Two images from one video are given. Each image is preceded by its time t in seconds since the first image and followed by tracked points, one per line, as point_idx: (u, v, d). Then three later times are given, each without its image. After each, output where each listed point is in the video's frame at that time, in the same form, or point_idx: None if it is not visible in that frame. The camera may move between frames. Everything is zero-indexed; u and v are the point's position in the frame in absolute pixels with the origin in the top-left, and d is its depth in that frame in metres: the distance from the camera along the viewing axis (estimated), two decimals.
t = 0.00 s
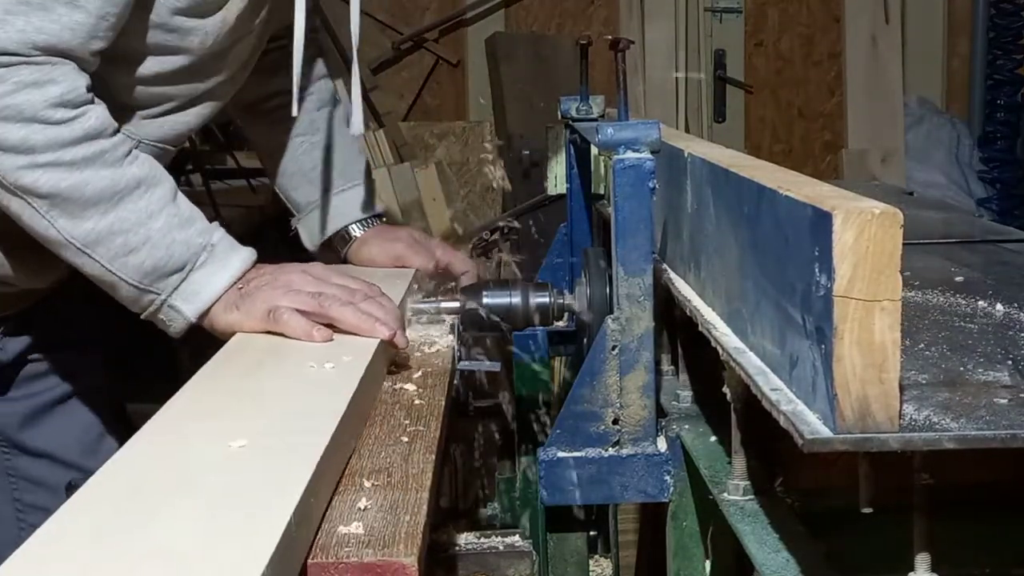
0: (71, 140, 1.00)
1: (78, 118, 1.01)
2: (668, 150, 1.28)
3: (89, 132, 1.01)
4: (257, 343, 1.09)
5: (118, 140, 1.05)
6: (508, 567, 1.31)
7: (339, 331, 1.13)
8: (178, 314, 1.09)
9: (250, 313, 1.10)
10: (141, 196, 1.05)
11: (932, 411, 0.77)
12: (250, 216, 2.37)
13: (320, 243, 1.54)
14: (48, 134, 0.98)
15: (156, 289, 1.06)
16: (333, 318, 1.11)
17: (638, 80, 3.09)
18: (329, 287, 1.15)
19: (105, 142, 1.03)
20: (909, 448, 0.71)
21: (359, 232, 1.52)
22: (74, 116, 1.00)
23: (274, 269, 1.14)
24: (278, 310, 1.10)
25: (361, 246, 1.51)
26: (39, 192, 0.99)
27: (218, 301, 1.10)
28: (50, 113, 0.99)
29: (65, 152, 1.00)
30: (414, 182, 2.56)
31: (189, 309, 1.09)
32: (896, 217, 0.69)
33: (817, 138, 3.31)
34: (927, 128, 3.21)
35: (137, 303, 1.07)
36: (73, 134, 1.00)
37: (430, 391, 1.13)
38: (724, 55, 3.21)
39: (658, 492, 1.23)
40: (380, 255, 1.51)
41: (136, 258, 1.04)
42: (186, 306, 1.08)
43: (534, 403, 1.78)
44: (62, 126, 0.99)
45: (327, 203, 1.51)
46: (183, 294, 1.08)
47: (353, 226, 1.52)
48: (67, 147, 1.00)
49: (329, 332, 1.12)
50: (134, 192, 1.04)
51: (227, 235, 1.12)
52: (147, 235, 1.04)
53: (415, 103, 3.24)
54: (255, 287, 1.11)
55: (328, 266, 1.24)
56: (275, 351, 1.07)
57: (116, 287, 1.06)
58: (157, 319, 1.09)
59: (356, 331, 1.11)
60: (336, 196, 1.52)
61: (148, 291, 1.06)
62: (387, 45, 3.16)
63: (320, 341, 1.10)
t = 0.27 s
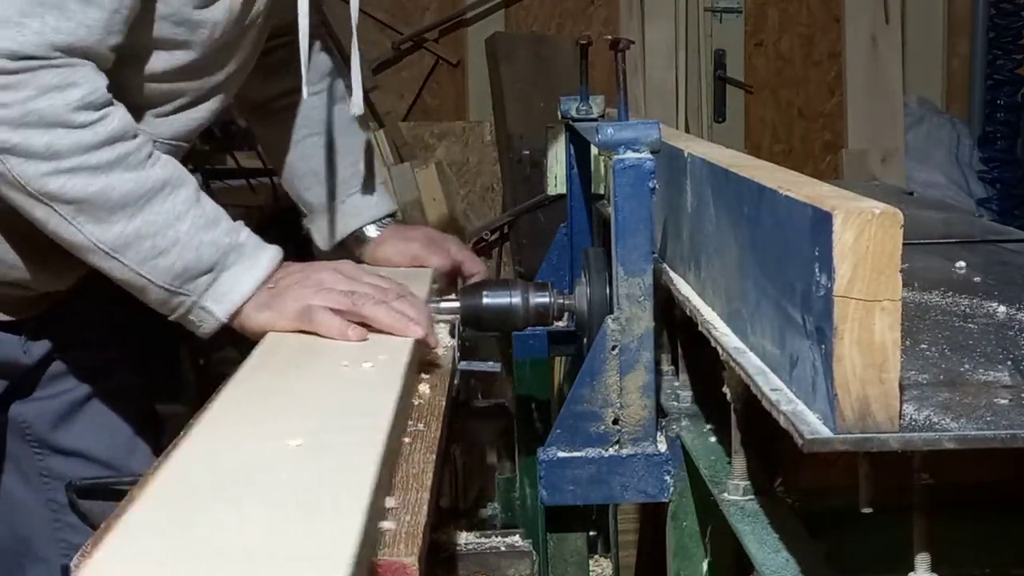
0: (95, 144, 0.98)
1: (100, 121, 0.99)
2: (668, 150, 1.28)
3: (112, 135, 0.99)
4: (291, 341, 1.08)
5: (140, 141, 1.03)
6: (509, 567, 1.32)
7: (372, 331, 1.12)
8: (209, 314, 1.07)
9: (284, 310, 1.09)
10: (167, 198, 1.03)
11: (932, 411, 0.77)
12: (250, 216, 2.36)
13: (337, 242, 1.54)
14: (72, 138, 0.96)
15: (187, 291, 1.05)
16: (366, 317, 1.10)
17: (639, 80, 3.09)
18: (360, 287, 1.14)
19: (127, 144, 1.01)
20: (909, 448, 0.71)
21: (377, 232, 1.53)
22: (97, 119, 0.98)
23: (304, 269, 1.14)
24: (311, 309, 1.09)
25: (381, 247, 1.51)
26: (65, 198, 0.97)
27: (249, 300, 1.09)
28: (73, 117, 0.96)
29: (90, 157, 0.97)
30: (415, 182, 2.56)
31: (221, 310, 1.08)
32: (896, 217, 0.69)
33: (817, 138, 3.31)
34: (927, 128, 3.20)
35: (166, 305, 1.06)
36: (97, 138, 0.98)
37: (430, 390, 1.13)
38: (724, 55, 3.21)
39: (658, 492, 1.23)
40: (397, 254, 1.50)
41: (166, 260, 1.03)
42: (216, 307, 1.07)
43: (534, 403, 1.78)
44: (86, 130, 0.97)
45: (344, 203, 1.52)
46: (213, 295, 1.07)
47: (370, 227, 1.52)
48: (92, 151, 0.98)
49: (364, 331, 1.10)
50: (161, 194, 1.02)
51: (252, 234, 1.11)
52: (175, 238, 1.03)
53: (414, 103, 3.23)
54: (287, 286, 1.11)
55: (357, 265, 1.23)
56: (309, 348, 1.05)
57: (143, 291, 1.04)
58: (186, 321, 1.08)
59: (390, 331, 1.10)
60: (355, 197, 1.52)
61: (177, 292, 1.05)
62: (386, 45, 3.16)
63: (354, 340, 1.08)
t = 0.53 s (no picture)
0: (103, 147, 0.98)
1: (108, 125, 0.99)
2: (668, 150, 1.28)
3: (118, 138, 0.99)
4: (303, 341, 1.06)
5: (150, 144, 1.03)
6: (508, 567, 1.32)
7: (384, 330, 1.10)
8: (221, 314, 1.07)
9: (292, 309, 1.08)
10: (177, 200, 1.03)
11: (932, 411, 0.77)
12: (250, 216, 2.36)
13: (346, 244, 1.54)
14: (80, 143, 0.97)
15: (199, 292, 1.05)
16: (376, 316, 1.08)
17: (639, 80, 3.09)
18: (373, 286, 1.12)
19: (134, 146, 1.01)
20: (909, 448, 0.71)
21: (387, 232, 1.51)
22: (104, 123, 0.99)
23: (315, 269, 1.12)
24: (321, 309, 1.07)
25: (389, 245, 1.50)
26: (74, 202, 0.98)
27: (259, 301, 1.08)
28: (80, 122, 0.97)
29: (98, 160, 0.98)
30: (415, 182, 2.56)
31: (233, 310, 1.07)
32: (896, 218, 0.69)
33: (817, 138, 3.31)
34: (927, 128, 3.20)
35: (179, 307, 1.06)
36: (105, 141, 0.98)
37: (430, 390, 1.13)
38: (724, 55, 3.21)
39: (658, 492, 1.23)
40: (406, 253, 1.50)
41: (176, 262, 1.03)
42: (229, 307, 1.07)
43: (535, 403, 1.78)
44: (93, 134, 0.98)
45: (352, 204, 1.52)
46: (226, 295, 1.06)
47: (380, 227, 1.52)
48: (100, 154, 0.98)
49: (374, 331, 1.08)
50: (170, 196, 1.02)
51: (263, 234, 1.10)
52: (184, 240, 1.02)
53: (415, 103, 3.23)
54: (297, 286, 1.09)
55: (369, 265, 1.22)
56: (318, 348, 1.04)
57: (157, 293, 1.04)
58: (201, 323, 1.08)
59: (401, 330, 1.08)
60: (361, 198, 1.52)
61: (189, 294, 1.05)
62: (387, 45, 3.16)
63: (365, 339, 1.06)
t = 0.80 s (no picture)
0: (26, 141, 1.02)
1: (34, 119, 1.03)
2: (668, 150, 1.28)
3: (47, 133, 1.03)
4: (227, 344, 1.10)
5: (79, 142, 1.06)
6: (508, 567, 1.32)
7: (306, 332, 1.14)
8: (141, 311, 1.09)
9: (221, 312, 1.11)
10: (100, 196, 1.06)
11: (932, 411, 0.77)
12: (250, 216, 2.37)
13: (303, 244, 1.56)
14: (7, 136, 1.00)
15: (120, 288, 1.08)
16: (301, 319, 1.11)
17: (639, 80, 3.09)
18: (298, 289, 1.16)
19: (60, 143, 1.04)
20: (909, 448, 0.71)
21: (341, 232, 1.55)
22: (31, 117, 1.02)
23: (241, 271, 1.15)
24: (245, 312, 1.10)
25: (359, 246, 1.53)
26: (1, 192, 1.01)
27: (183, 302, 1.11)
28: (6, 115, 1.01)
29: (19, 152, 1.01)
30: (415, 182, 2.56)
31: (153, 309, 1.10)
32: (895, 217, 0.69)
33: (817, 138, 3.30)
34: (927, 128, 3.20)
35: (102, 303, 1.09)
36: (30, 135, 1.02)
37: (430, 390, 1.13)
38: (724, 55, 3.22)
39: (658, 492, 1.22)
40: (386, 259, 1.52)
41: (96, 257, 1.06)
42: (149, 306, 1.10)
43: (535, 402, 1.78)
44: (17, 127, 1.01)
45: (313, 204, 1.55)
46: (146, 293, 1.09)
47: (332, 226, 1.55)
48: (26, 146, 1.02)
49: (298, 334, 1.12)
50: (94, 192, 1.06)
51: (190, 236, 1.12)
52: (106, 235, 1.06)
53: (415, 103, 3.23)
54: (224, 289, 1.12)
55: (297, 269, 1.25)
56: (244, 353, 1.08)
57: (78, 288, 1.07)
58: (120, 319, 1.10)
59: (326, 333, 1.11)
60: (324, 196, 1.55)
61: (111, 290, 1.08)
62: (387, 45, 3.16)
63: (290, 342, 1.10)
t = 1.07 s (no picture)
0: (84, 147, 1.02)
1: (89, 124, 1.02)
2: (669, 150, 1.28)
3: (102, 138, 1.03)
4: (276, 345, 1.10)
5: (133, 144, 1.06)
6: (508, 567, 1.33)
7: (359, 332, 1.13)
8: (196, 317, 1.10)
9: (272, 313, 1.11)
10: (156, 201, 1.06)
11: (932, 411, 0.77)
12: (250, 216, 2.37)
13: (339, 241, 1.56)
14: (62, 142, 1.00)
15: (174, 294, 1.08)
16: (353, 320, 1.11)
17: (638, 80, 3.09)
18: (349, 288, 1.15)
19: (116, 147, 1.04)
20: (909, 448, 0.71)
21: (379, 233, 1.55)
22: (86, 122, 1.02)
23: (294, 271, 1.14)
24: (297, 312, 1.10)
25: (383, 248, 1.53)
26: (53, 199, 1.01)
27: (237, 304, 1.11)
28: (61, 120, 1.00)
29: (77, 159, 1.01)
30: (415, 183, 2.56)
31: (210, 313, 1.10)
32: (896, 217, 0.69)
33: (817, 138, 3.30)
34: (927, 128, 3.20)
35: (156, 308, 1.09)
36: (86, 140, 1.02)
37: (430, 391, 1.13)
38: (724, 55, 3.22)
39: (658, 492, 1.22)
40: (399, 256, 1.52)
41: (152, 264, 1.06)
42: (205, 310, 1.10)
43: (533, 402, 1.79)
44: (74, 132, 1.01)
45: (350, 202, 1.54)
46: (204, 297, 1.10)
47: (373, 228, 1.55)
48: (81, 152, 1.02)
49: (350, 334, 1.12)
50: (149, 197, 1.05)
51: (244, 237, 1.12)
52: (160, 241, 1.06)
53: (414, 103, 3.24)
54: (274, 289, 1.12)
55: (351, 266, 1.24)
56: (296, 353, 1.08)
57: (135, 293, 1.08)
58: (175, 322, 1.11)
59: (377, 333, 1.11)
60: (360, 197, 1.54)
61: (166, 295, 1.08)
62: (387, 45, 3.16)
63: (341, 343, 1.10)
